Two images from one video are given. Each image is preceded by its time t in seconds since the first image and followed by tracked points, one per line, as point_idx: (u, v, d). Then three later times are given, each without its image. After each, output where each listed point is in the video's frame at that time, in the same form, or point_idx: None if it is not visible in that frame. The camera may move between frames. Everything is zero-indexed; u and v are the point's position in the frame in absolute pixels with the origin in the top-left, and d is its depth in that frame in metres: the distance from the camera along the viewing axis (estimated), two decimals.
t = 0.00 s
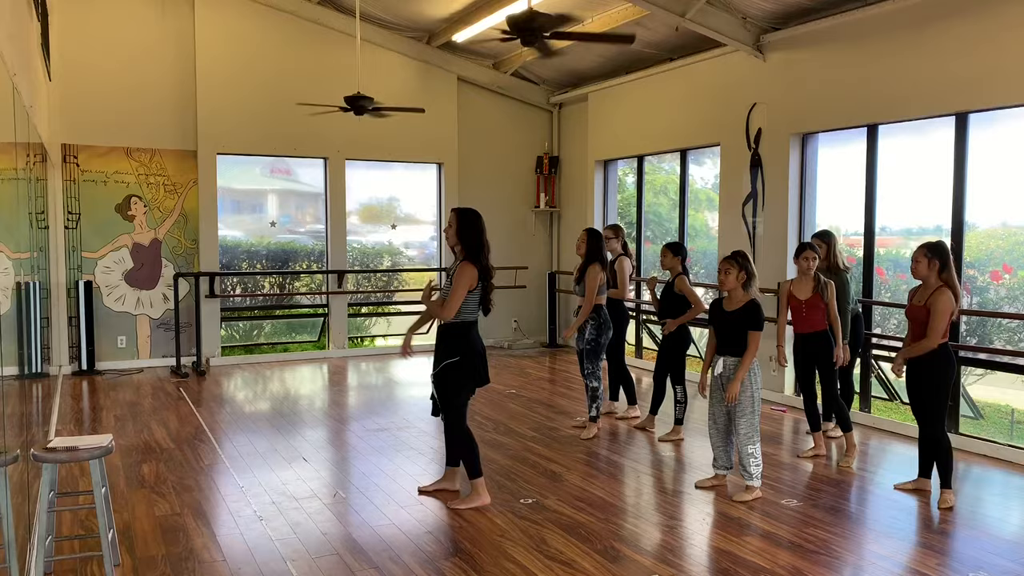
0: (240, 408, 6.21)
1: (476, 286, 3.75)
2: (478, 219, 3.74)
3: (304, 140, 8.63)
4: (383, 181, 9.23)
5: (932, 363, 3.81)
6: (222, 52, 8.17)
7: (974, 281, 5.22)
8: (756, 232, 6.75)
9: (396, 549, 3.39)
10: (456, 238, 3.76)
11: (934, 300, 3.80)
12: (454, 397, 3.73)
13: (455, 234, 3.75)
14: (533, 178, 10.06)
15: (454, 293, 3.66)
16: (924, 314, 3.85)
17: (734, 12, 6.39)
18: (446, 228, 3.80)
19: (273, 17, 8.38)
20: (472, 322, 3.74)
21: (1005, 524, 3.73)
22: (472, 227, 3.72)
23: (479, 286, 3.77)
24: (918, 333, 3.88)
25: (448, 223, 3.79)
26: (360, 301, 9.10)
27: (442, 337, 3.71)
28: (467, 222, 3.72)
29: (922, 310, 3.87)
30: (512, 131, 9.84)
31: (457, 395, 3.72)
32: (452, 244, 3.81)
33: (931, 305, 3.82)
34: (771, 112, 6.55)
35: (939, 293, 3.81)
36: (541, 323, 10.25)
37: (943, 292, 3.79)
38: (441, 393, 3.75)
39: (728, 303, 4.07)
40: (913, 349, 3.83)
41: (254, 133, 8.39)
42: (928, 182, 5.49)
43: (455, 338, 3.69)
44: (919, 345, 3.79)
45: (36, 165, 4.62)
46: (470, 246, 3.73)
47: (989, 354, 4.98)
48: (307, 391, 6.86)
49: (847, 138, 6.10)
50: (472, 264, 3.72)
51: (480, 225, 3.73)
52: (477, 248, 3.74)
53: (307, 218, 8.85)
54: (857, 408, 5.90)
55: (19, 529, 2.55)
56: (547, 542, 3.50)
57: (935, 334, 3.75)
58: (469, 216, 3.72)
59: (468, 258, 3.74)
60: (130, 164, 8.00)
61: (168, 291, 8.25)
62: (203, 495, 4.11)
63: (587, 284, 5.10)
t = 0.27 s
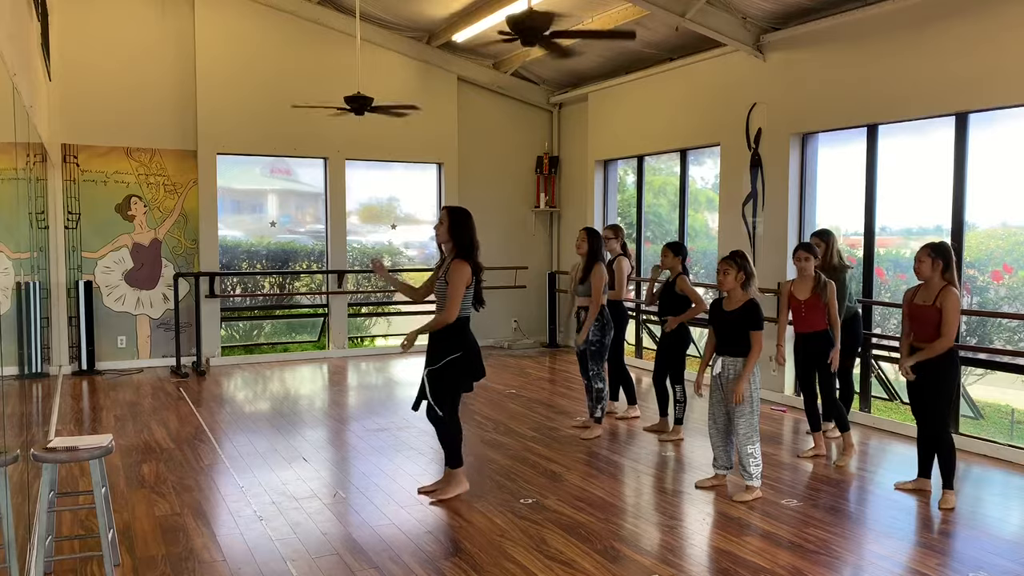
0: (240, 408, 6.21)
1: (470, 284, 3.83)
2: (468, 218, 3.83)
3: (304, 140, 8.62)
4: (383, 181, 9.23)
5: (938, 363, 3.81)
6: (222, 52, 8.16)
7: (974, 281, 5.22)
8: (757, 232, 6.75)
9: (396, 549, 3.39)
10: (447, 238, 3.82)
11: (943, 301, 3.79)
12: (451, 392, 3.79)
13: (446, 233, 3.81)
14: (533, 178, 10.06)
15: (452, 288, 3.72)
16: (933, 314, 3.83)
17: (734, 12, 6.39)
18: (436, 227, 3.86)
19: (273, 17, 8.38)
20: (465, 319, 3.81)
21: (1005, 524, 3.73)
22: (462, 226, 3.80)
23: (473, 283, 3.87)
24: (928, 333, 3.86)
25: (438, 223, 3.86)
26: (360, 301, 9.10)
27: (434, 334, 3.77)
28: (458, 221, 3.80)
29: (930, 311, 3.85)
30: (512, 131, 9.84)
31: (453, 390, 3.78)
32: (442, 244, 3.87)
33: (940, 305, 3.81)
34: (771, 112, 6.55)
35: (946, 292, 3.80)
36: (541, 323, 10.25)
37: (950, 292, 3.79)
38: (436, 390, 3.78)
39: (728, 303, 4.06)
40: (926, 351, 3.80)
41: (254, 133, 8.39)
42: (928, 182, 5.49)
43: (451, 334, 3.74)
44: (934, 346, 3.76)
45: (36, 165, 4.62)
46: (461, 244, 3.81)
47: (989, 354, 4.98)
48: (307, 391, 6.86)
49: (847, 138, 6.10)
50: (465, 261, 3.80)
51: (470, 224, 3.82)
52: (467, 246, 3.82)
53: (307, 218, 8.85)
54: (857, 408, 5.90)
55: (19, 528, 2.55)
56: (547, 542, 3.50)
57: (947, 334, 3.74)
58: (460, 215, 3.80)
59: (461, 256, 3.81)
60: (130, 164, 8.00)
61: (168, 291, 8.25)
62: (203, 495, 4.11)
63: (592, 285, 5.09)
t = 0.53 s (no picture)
0: (240, 408, 6.21)
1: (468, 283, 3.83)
2: (455, 220, 3.85)
3: (304, 140, 8.63)
4: (383, 181, 9.23)
5: (937, 362, 3.81)
6: (222, 52, 8.16)
7: (974, 281, 5.23)
8: (757, 232, 6.75)
9: (396, 549, 3.39)
10: (436, 241, 3.84)
11: (944, 300, 3.79)
12: (455, 392, 3.80)
13: (434, 236, 3.83)
14: (533, 178, 10.06)
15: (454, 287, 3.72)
16: (933, 313, 3.83)
17: (734, 12, 6.39)
18: (423, 233, 3.86)
19: (273, 17, 8.38)
20: (463, 319, 3.81)
21: (1005, 524, 3.73)
22: (450, 228, 3.82)
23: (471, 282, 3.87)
24: (928, 332, 3.87)
25: (425, 228, 3.86)
26: (360, 301, 9.10)
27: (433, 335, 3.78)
28: (445, 224, 3.81)
29: (932, 310, 3.85)
30: (512, 131, 9.85)
31: (456, 389, 3.79)
32: (432, 247, 3.88)
33: (942, 304, 3.80)
34: (771, 112, 6.55)
35: (949, 292, 3.80)
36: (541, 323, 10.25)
37: (952, 291, 3.78)
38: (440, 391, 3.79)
39: (729, 305, 4.06)
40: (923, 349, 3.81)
41: (255, 133, 8.39)
42: (928, 182, 5.49)
43: (451, 334, 3.75)
44: (931, 344, 3.77)
45: (36, 165, 4.63)
46: (453, 245, 3.81)
47: (988, 354, 4.98)
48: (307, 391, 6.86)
49: (847, 138, 6.10)
50: (459, 260, 3.80)
51: (457, 226, 3.83)
52: (458, 247, 3.83)
53: (307, 218, 8.85)
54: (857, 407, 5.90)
55: (19, 528, 2.55)
56: (547, 542, 3.50)
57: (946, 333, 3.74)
58: (447, 218, 3.81)
59: (455, 256, 3.81)
60: (130, 164, 8.01)
61: (168, 291, 8.25)
62: (203, 495, 4.11)
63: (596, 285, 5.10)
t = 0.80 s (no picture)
0: (240, 408, 6.21)
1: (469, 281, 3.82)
2: (452, 217, 3.87)
3: (304, 140, 8.63)
4: (383, 181, 9.23)
5: (936, 362, 3.81)
6: (222, 52, 8.16)
7: (974, 281, 5.23)
8: (757, 232, 6.75)
9: (396, 549, 3.39)
10: (433, 239, 3.85)
11: (944, 300, 3.79)
12: (462, 389, 3.81)
13: (431, 234, 3.85)
14: (533, 178, 10.06)
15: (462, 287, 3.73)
16: (933, 313, 3.84)
17: (734, 12, 6.39)
18: (420, 231, 3.89)
19: (272, 17, 8.38)
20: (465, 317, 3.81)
21: (1005, 524, 3.73)
22: (447, 225, 3.84)
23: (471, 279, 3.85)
24: (927, 331, 3.87)
25: (422, 227, 3.88)
26: (360, 301, 9.10)
27: (434, 337, 3.77)
28: (443, 220, 3.83)
29: (932, 309, 3.86)
30: (512, 131, 9.84)
31: (463, 387, 3.80)
32: (430, 246, 3.89)
33: (942, 304, 3.81)
34: (771, 112, 6.55)
35: (950, 292, 3.80)
36: (541, 323, 10.26)
37: (953, 291, 3.79)
38: (448, 390, 3.80)
39: (729, 305, 4.06)
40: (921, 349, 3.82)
41: (255, 133, 8.39)
42: (928, 182, 5.49)
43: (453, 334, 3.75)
44: (929, 344, 3.78)
45: (36, 165, 4.62)
46: (450, 243, 3.83)
47: (989, 354, 4.98)
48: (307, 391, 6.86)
49: (847, 138, 6.10)
50: (459, 256, 3.80)
51: (454, 223, 3.86)
52: (456, 244, 3.84)
53: (307, 218, 8.85)
54: (857, 407, 5.90)
55: (19, 528, 2.55)
56: (547, 542, 3.50)
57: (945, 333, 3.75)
58: (444, 215, 3.83)
59: (452, 253, 3.82)
60: (130, 164, 8.01)
61: (168, 291, 8.25)
62: (203, 495, 4.11)
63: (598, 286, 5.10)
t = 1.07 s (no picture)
0: (240, 408, 6.21)
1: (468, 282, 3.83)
2: (457, 216, 3.86)
3: (304, 140, 8.63)
4: (383, 181, 9.23)
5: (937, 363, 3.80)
6: (222, 52, 8.16)
7: (974, 281, 5.23)
8: (757, 231, 6.75)
9: (396, 549, 3.39)
10: (437, 238, 3.84)
11: (944, 301, 3.78)
12: (461, 391, 3.79)
13: (436, 233, 3.83)
14: (533, 178, 10.06)
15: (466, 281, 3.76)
16: (933, 315, 3.84)
17: (734, 12, 6.39)
18: (425, 229, 3.86)
19: (272, 17, 8.38)
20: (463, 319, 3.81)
21: (1005, 524, 3.73)
22: (451, 225, 3.83)
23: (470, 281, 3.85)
24: (928, 333, 3.87)
25: (427, 224, 3.86)
26: (360, 301, 9.10)
27: (432, 339, 3.77)
28: (448, 220, 3.82)
29: (931, 311, 3.85)
30: (512, 131, 9.84)
31: (463, 388, 3.79)
32: (433, 244, 3.87)
33: (942, 305, 3.80)
34: (771, 112, 6.55)
35: (949, 293, 3.79)
36: (541, 323, 10.26)
37: (952, 292, 3.78)
38: (447, 392, 3.79)
39: (728, 305, 4.06)
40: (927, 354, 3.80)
41: (255, 133, 8.39)
42: (928, 182, 5.49)
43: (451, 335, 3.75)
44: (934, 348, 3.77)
45: (36, 165, 4.62)
46: (454, 242, 3.82)
47: (989, 355, 4.98)
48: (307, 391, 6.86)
49: (847, 137, 6.10)
50: (462, 257, 3.81)
51: (459, 223, 3.85)
52: (459, 244, 3.84)
53: (307, 218, 8.85)
54: (857, 407, 5.90)
55: (19, 528, 2.55)
56: (547, 542, 3.50)
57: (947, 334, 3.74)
58: (449, 214, 3.82)
59: (456, 254, 3.82)
60: (130, 164, 8.01)
61: (168, 291, 8.25)
62: (203, 495, 4.11)
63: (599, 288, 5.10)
